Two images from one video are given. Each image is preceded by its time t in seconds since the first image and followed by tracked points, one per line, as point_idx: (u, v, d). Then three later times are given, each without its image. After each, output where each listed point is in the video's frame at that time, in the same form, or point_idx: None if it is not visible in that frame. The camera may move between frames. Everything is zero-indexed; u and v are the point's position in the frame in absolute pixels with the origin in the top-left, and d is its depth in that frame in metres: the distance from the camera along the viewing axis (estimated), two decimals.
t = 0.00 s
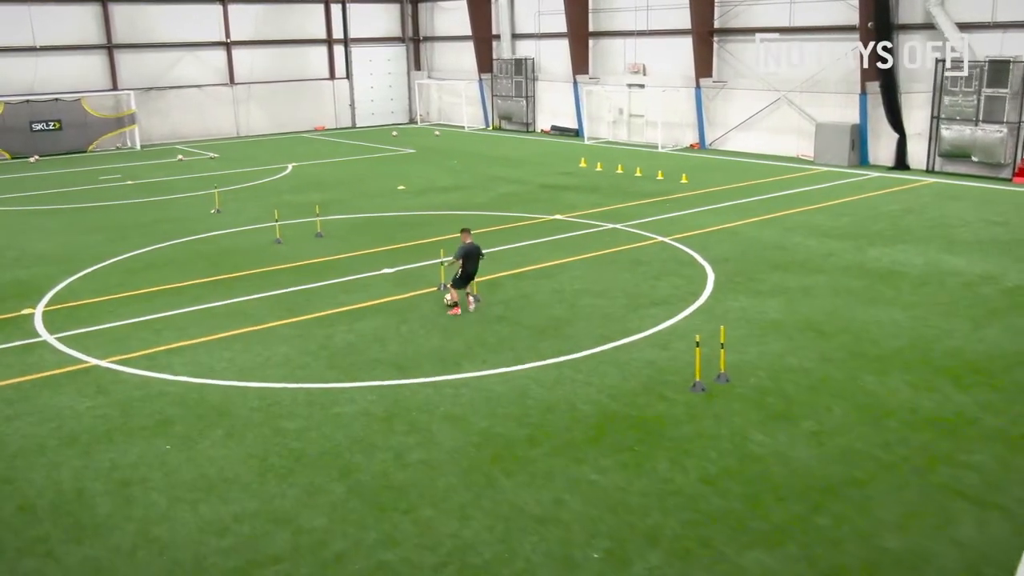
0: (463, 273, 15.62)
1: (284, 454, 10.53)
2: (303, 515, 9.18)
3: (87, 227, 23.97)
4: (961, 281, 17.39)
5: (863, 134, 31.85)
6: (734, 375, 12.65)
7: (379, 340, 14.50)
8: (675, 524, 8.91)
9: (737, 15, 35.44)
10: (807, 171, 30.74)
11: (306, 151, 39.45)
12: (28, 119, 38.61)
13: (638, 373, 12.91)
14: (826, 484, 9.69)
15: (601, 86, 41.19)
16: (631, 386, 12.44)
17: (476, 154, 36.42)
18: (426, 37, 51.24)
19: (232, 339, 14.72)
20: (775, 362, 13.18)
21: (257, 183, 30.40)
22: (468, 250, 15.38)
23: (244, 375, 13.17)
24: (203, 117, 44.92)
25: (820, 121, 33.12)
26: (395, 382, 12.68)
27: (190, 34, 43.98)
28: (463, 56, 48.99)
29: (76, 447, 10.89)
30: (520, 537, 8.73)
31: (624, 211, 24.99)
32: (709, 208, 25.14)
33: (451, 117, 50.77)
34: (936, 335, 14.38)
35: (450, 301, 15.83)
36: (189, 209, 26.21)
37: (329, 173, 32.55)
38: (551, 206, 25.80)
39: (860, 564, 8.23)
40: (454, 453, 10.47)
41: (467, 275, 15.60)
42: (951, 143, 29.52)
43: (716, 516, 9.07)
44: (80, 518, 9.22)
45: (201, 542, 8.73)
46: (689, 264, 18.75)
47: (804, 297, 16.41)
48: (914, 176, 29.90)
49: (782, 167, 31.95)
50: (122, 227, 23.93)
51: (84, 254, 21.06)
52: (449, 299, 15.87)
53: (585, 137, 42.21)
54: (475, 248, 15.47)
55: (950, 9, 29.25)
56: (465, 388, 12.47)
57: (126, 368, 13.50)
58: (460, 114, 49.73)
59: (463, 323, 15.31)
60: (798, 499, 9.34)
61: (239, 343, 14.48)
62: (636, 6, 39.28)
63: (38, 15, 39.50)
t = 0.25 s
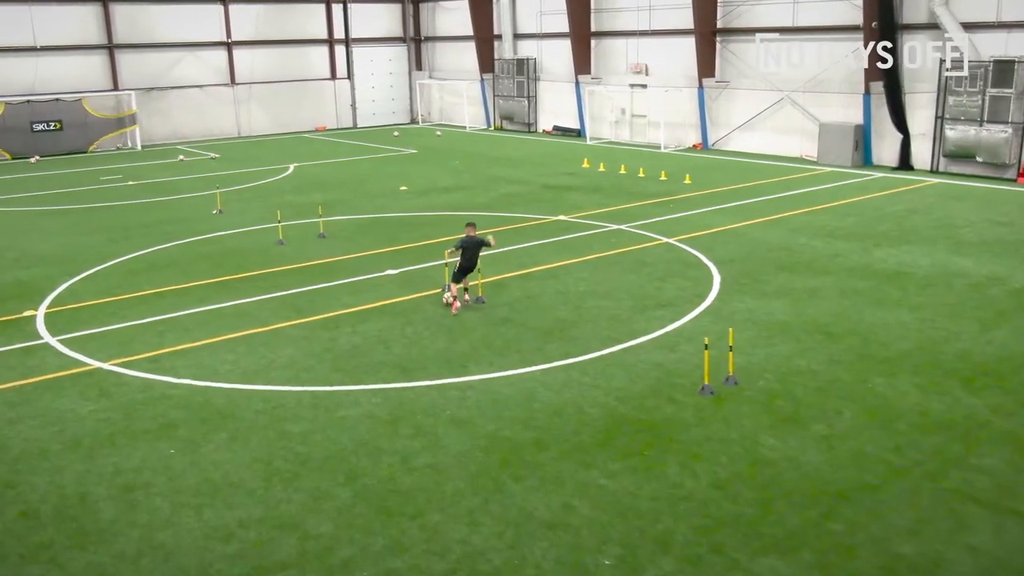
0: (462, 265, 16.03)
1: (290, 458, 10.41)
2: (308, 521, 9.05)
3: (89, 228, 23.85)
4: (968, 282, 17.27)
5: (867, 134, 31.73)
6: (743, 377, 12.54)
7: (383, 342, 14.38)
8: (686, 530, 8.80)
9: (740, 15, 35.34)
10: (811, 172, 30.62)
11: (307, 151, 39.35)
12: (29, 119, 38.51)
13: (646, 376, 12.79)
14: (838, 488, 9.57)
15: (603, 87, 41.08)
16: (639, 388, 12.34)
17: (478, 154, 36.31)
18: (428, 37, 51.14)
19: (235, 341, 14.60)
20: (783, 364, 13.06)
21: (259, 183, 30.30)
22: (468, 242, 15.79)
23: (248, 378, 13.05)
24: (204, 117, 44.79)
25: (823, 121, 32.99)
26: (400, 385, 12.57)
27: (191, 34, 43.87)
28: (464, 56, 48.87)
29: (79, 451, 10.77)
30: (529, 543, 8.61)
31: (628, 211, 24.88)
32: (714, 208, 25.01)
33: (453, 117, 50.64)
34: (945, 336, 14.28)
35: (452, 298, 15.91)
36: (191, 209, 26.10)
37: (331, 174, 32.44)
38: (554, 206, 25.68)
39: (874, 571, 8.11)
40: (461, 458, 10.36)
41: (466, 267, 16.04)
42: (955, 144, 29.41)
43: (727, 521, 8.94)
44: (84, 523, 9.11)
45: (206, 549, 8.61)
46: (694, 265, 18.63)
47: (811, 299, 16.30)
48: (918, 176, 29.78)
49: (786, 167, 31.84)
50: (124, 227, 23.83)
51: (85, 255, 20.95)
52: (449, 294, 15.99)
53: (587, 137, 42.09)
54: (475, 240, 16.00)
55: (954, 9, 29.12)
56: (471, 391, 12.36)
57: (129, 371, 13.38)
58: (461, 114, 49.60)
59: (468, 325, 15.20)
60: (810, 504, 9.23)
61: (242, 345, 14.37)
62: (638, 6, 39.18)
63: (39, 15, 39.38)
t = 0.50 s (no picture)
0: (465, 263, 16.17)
1: (296, 463, 10.29)
2: (316, 527, 8.94)
3: (90, 229, 23.76)
4: (977, 284, 17.15)
5: (871, 134, 31.60)
6: (752, 381, 12.42)
7: (389, 344, 14.27)
8: (698, 537, 8.68)
9: (743, 15, 35.23)
10: (815, 172, 30.51)
11: (309, 151, 39.24)
12: (30, 119, 38.40)
13: (655, 379, 12.67)
14: (852, 494, 9.45)
15: (606, 87, 40.97)
16: (648, 391, 12.22)
17: (481, 155, 36.19)
18: (429, 37, 51.02)
19: (238, 343, 14.48)
20: (792, 367, 12.95)
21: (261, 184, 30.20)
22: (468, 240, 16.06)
23: (252, 380, 12.94)
24: (205, 118, 44.68)
25: (827, 121, 32.87)
26: (405, 388, 12.45)
27: (192, 34, 43.75)
28: (466, 56, 48.75)
29: (82, 455, 10.65)
30: (540, 550, 8.49)
31: (632, 212, 24.76)
32: (719, 209, 24.90)
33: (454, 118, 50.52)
34: (954, 339, 14.16)
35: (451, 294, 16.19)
36: (193, 210, 26.00)
37: (333, 174, 32.34)
38: (557, 207, 25.57)
39: None
40: (469, 463, 10.24)
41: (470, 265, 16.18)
42: (959, 144, 29.28)
43: (740, 528, 8.83)
44: (88, 530, 8.99)
45: (213, 555, 8.50)
46: (700, 266, 18.51)
47: (819, 301, 16.18)
48: (922, 177, 29.66)
49: (789, 168, 31.73)
50: (126, 228, 23.72)
51: (87, 256, 20.84)
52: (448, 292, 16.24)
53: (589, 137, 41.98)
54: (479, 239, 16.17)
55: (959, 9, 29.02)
56: (478, 394, 12.24)
57: (132, 374, 13.26)
58: (463, 115, 49.48)
59: (474, 327, 15.09)
60: (824, 511, 9.11)
61: (246, 348, 14.25)
62: (640, 6, 39.08)
63: (39, 15, 39.26)
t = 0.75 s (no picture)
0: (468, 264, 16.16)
1: (302, 468, 10.18)
2: (323, 534, 8.82)
3: (92, 230, 23.63)
4: (985, 286, 17.04)
5: (875, 134, 31.49)
6: (762, 384, 12.30)
7: (394, 347, 14.16)
8: (712, 544, 8.57)
9: (746, 14, 35.14)
10: (819, 172, 30.39)
11: (310, 152, 39.12)
12: (30, 119, 38.28)
13: (663, 383, 12.56)
14: (865, 499, 9.34)
15: (608, 87, 40.86)
16: (656, 395, 12.11)
17: (483, 155, 36.07)
18: (430, 37, 50.88)
19: (242, 346, 14.36)
20: (802, 370, 12.83)
21: (263, 184, 30.10)
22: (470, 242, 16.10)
23: (257, 384, 12.83)
24: (206, 118, 44.58)
25: (831, 122, 32.75)
26: (412, 391, 12.34)
27: (193, 34, 43.64)
28: (467, 56, 48.62)
29: (86, 460, 10.54)
30: (551, 557, 8.38)
31: (636, 212, 24.65)
32: (723, 210, 24.78)
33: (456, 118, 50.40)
34: (964, 341, 14.05)
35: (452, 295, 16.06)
36: (195, 211, 25.89)
37: (335, 175, 32.23)
38: (561, 208, 25.45)
39: None
40: (478, 467, 10.13)
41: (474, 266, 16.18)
42: (964, 144, 29.17)
43: (754, 534, 8.72)
44: (93, 536, 8.88)
45: (220, 563, 8.38)
46: (705, 268, 18.39)
47: (826, 303, 16.07)
48: (926, 177, 29.54)
49: (793, 168, 31.60)
50: (127, 229, 23.59)
51: (89, 258, 20.71)
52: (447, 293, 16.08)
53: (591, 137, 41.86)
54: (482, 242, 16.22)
55: (964, 8, 28.91)
56: (486, 397, 12.12)
57: (136, 377, 13.14)
58: (465, 115, 49.34)
59: (480, 329, 14.97)
60: (838, 517, 9.00)
61: (250, 350, 14.12)
62: (642, 6, 38.98)
63: (40, 15, 39.14)
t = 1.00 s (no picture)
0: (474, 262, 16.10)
1: (308, 473, 10.07)
2: (330, 540, 8.72)
3: (93, 231, 23.52)
4: (993, 287, 16.93)
5: (879, 134, 31.38)
6: (770, 387, 12.20)
7: (399, 349, 14.05)
8: (725, 550, 8.46)
9: (749, 14, 35.04)
10: (823, 172, 30.29)
11: (312, 152, 39.01)
12: (31, 120, 38.17)
13: (671, 385, 12.46)
14: (879, 504, 9.24)
15: (610, 87, 40.75)
16: (665, 398, 12.00)
17: (485, 156, 35.96)
18: (432, 37, 50.74)
19: (246, 348, 14.25)
20: (811, 373, 12.73)
21: (265, 185, 29.99)
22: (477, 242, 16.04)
23: (261, 386, 12.72)
24: (207, 118, 44.48)
25: (834, 122, 32.64)
26: (418, 394, 12.24)
27: (194, 35, 43.54)
28: (469, 56, 48.50)
29: (90, 464, 10.43)
30: (562, 563, 8.28)
31: (640, 213, 24.54)
32: (727, 210, 24.68)
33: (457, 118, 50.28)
34: (974, 343, 13.95)
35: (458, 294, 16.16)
36: (197, 212, 25.78)
37: (337, 175, 32.11)
38: (565, 208, 25.34)
39: None
40: (485, 471, 10.02)
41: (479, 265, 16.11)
42: (968, 144, 29.07)
43: (767, 540, 8.61)
44: (98, 542, 8.77)
45: (226, 569, 8.28)
46: (711, 269, 18.28)
47: (834, 305, 15.97)
48: (931, 177, 29.44)
49: (797, 168, 31.50)
50: (129, 230, 23.47)
51: (91, 259, 20.60)
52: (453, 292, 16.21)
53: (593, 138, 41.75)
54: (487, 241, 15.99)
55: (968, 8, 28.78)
56: (492, 401, 12.02)
57: (139, 380, 13.03)
58: (466, 115, 49.22)
59: (485, 332, 14.86)
60: (851, 522, 8.90)
61: (254, 352, 14.01)
62: (645, 6, 38.89)
63: (41, 15, 39.06)
